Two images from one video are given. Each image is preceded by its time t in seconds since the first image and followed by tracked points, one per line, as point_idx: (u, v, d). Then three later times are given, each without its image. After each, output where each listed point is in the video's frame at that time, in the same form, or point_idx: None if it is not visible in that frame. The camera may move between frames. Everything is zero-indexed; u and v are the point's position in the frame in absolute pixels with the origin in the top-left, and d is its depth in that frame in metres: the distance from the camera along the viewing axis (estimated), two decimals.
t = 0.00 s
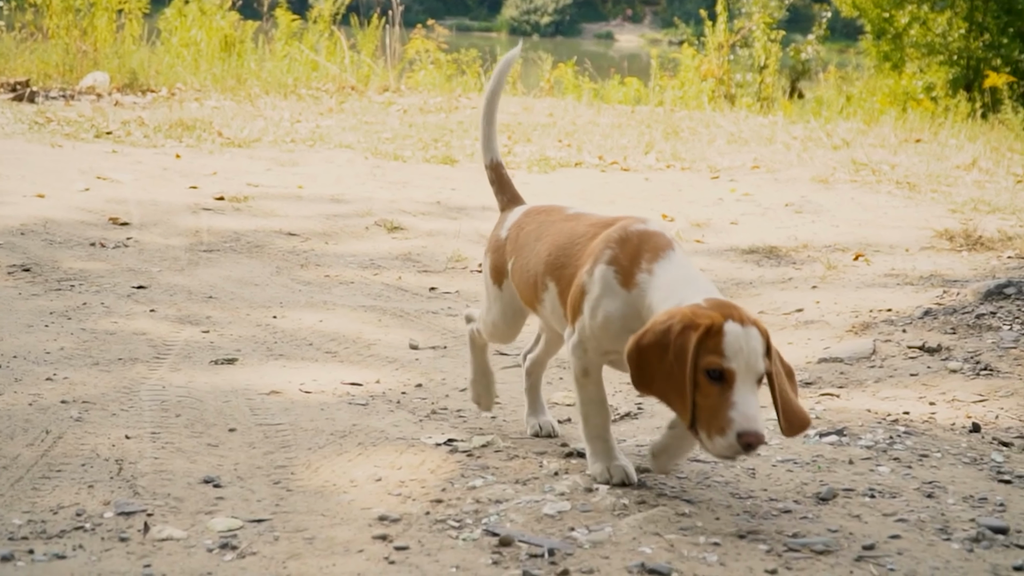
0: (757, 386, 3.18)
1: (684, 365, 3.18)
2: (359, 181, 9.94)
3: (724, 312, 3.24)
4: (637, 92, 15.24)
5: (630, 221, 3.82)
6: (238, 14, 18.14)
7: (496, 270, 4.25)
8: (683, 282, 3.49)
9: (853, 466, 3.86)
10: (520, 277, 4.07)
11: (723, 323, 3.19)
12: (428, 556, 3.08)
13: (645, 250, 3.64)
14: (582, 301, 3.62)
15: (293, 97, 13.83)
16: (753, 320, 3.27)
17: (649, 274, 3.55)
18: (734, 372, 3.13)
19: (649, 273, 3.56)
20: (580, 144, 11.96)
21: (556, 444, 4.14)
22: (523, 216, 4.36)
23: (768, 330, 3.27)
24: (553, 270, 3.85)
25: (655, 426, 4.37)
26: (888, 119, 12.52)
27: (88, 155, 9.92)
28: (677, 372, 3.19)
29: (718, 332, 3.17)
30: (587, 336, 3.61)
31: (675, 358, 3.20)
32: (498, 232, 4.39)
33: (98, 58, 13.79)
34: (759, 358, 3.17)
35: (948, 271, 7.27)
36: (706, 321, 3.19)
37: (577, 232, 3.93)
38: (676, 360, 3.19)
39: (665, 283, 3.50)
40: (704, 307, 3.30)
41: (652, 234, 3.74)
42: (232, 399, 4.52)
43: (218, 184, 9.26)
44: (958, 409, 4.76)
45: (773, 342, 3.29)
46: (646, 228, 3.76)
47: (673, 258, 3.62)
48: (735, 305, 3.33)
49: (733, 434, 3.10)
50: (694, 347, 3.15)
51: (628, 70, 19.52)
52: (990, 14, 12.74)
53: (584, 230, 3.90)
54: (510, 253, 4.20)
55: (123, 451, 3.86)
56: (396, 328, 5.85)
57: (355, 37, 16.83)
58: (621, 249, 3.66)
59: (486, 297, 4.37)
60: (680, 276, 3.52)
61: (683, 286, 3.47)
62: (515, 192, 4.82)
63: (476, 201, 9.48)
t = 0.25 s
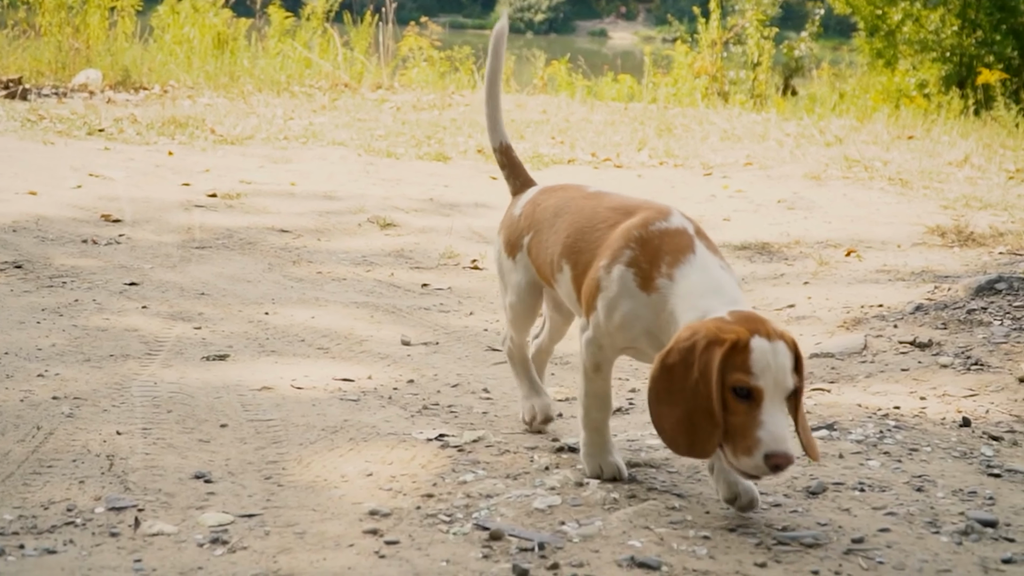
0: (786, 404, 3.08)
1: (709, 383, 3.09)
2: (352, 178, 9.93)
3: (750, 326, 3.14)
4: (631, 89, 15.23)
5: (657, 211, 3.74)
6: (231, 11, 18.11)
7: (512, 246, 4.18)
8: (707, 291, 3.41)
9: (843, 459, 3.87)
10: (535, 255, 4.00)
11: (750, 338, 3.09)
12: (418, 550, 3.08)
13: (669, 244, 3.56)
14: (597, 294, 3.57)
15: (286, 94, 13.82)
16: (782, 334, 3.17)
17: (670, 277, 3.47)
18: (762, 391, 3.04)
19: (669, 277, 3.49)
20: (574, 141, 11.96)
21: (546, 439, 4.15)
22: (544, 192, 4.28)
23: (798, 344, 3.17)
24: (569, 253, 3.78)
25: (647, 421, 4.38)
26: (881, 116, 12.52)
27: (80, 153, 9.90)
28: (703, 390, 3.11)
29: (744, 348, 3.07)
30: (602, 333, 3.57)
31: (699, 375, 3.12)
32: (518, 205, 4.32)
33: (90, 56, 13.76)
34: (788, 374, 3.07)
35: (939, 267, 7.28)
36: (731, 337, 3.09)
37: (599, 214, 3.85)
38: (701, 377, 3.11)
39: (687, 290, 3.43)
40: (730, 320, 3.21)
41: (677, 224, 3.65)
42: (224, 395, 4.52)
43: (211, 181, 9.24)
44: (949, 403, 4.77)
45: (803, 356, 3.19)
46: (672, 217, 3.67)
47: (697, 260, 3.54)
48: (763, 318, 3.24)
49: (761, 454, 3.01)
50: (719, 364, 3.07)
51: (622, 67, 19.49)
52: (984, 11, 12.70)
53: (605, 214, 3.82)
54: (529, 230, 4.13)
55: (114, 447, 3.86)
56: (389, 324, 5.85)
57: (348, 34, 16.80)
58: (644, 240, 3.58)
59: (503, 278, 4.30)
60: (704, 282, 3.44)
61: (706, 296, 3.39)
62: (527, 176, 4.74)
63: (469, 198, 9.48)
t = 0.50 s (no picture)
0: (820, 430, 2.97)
1: (739, 405, 2.98)
2: (345, 175, 9.93)
3: (783, 347, 3.03)
4: (624, 86, 15.22)
5: (680, 213, 3.65)
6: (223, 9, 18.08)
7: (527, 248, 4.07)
8: (736, 306, 3.34)
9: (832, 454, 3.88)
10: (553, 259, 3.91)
11: (784, 361, 2.97)
12: (408, 544, 3.09)
13: (694, 253, 3.48)
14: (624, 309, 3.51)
15: (279, 91, 13.81)
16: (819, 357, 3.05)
17: (697, 289, 3.40)
18: (794, 417, 2.93)
19: (693, 288, 3.42)
20: (567, 139, 11.96)
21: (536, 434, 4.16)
22: (560, 187, 4.17)
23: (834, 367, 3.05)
24: (590, 261, 3.69)
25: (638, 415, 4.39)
26: (874, 113, 12.54)
27: (73, 150, 9.88)
28: (732, 412, 3.00)
29: (777, 371, 2.96)
30: (628, 345, 3.51)
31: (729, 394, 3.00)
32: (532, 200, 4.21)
33: (82, 53, 13.74)
34: (822, 400, 2.95)
35: (930, 263, 7.30)
36: (765, 358, 2.98)
37: (618, 216, 3.76)
38: (731, 397, 2.99)
39: (717, 303, 3.36)
40: (763, 339, 3.09)
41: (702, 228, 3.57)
42: (215, 391, 4.52)
43: (203, 179, 9.24)
44: (939, 398, 4.79)
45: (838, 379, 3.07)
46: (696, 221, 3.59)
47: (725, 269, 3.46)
48: (798, 337, 3.12)
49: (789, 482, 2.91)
50: (750, 386, 2.96)
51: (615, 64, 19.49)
52: (975, 8, 12.72)
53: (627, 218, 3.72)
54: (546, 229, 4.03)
55: (105, 443, 3.86)
56: (381, 321, 5.86)
57: (341, 31, 16.77)
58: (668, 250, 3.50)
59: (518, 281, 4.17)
60: (733, 295, 3.37)
61: (735, 311, 3.32)
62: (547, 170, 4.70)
63: (461, 194, 9.49)
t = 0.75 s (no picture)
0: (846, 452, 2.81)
1: (765, 428, 2.81)
2: (337, 172, 9.94)
3: (810, 366, 2.86)
4: (618, 83, 15.23)
5: (703, 221, 3.49)
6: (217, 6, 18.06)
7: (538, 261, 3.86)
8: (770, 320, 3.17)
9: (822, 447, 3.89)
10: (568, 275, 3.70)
11: (811, 380, 2.80)
12: (398, 539, 3.09)
13: (723, 265, 3.31)
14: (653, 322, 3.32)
15: (272, 89, 13.82)
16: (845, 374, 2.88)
17: (729, 302, 3.23)
18: (820, 439, 2.76)
19: (727, 299, 3.24)
20: (560, 136, 11.97)
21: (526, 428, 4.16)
22: (566, 201, 3.98)
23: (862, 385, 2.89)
24: (611, 276, 3.50)
25: (629, 410, 4.40)
26: (867, 109, 12.56)
27: (65, 148, 9.88)
28: (758, 436, 2.83)
29: (804, 391, 2.79)
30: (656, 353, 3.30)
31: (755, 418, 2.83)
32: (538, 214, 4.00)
33: (75, 51, 13.72)
34: (850, 422, 2.79)
35: (922, 259, 7.32)
36: (791, 378, 2.81)
37: (637, 229, 3.58)
38: (757, 422, 2.82)
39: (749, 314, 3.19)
40: (787, 358, 2.92)
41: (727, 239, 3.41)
42: (206, 387, 4.52)
43: (196, 176, 9.24)
44: (929, 393, 4.82)
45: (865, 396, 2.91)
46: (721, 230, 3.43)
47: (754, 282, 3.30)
48: (822, 353, 2.95)
49: (815, 507, 2.76)
50: (778, 410, 2.78)
51: (608, 61, 19.48)
52: (969, 4, 12.71)
53: (645, 229, 3.55)
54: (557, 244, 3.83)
55: (95, 439, 3.86)
56: (372, 317, 5.87)
57: (335, 29, 16.76)
58: (696, 261, 3.32)
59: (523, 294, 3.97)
60: (765, 309, 3.20)
61: (768, 325, 3.15)
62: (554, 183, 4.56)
63: (454, 191, 9.50)
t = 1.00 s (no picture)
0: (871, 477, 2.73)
1: (791, 456, 2.71)
2: (328, 169, 9.94)
3: (834, 389, 2.77)
4: (610, 81, 15.23)
5: (724, 224, 3.36)
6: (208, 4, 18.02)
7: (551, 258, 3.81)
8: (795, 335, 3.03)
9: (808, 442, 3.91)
10: (580, 272, 3.62)
11: (835, 404, 2.72)
12: (384, 534, 3.10)
13: (745, 272, 3.18)
14: (670, 335, 3.19)
15: (263, 86, 13.84)
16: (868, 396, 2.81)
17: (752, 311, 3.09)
18: (844, 465, 2.69)
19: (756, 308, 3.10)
20: (552, 132, 11.98)
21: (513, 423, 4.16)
22: (586, 189, 3.89)
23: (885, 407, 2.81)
24: (626, 284, 3.41)
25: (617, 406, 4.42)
26: (859, 106, 12.59)
27: (55, 146, 9.86)
28: (781, 464, 2.73)
29: (828, 415, 2.71)
30: (684, 382, 3.13)
31: (779, 445, 2.74)
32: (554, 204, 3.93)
33: (66, 48, 13.69)
34: (875, 446, 2.72)
35: (911, 255, 7.34)
36: (815, 401, 2.72)
37: (654, 227, 3.48)
38: (782, 450, 2.72)
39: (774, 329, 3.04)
40: (808, 379, 2.83)
41: (749, 246, 3.28)
42: (195, 384, 4.53)
43: (186, 173, 9.23)
44: (916, 388, 4.86)
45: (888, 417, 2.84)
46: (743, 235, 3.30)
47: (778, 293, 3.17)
48: (843, 374, 2.87)
49: (839, 535, 2.69)
50: (803, 435, 2.69)
51: (601, 58, 19.49)
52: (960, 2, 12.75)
53: (660, 232, 3.44)
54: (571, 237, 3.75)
55: (83, 436, 3.87)
56: (362, 314, 5.88)
57: (326, 26, 16.72)
58: (716, 265, 3.19)
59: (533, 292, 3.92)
60: (790, 325, 3.06)
61: (793, 339, 3.02)
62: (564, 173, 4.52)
63: (445, 188, 9.51)
